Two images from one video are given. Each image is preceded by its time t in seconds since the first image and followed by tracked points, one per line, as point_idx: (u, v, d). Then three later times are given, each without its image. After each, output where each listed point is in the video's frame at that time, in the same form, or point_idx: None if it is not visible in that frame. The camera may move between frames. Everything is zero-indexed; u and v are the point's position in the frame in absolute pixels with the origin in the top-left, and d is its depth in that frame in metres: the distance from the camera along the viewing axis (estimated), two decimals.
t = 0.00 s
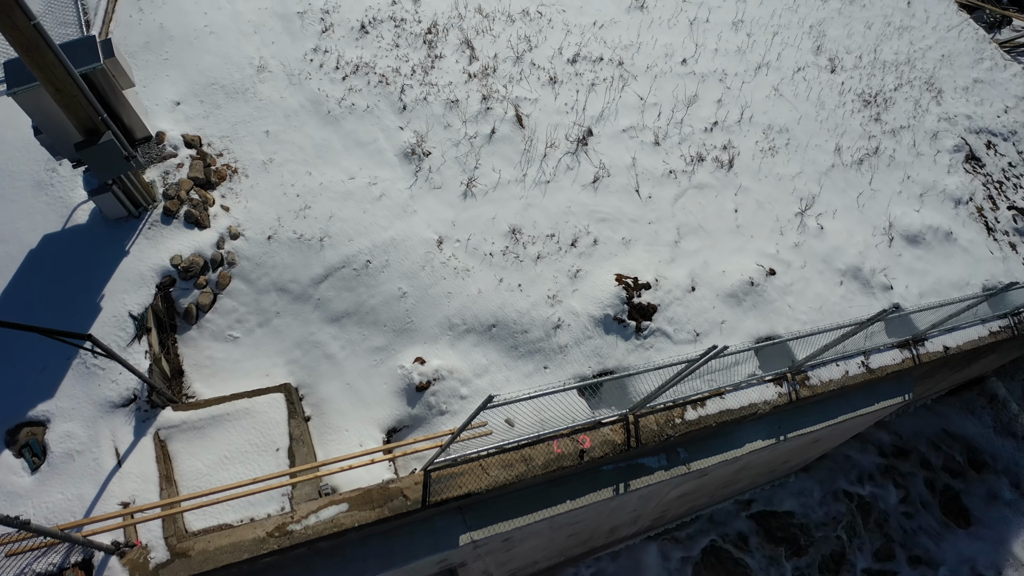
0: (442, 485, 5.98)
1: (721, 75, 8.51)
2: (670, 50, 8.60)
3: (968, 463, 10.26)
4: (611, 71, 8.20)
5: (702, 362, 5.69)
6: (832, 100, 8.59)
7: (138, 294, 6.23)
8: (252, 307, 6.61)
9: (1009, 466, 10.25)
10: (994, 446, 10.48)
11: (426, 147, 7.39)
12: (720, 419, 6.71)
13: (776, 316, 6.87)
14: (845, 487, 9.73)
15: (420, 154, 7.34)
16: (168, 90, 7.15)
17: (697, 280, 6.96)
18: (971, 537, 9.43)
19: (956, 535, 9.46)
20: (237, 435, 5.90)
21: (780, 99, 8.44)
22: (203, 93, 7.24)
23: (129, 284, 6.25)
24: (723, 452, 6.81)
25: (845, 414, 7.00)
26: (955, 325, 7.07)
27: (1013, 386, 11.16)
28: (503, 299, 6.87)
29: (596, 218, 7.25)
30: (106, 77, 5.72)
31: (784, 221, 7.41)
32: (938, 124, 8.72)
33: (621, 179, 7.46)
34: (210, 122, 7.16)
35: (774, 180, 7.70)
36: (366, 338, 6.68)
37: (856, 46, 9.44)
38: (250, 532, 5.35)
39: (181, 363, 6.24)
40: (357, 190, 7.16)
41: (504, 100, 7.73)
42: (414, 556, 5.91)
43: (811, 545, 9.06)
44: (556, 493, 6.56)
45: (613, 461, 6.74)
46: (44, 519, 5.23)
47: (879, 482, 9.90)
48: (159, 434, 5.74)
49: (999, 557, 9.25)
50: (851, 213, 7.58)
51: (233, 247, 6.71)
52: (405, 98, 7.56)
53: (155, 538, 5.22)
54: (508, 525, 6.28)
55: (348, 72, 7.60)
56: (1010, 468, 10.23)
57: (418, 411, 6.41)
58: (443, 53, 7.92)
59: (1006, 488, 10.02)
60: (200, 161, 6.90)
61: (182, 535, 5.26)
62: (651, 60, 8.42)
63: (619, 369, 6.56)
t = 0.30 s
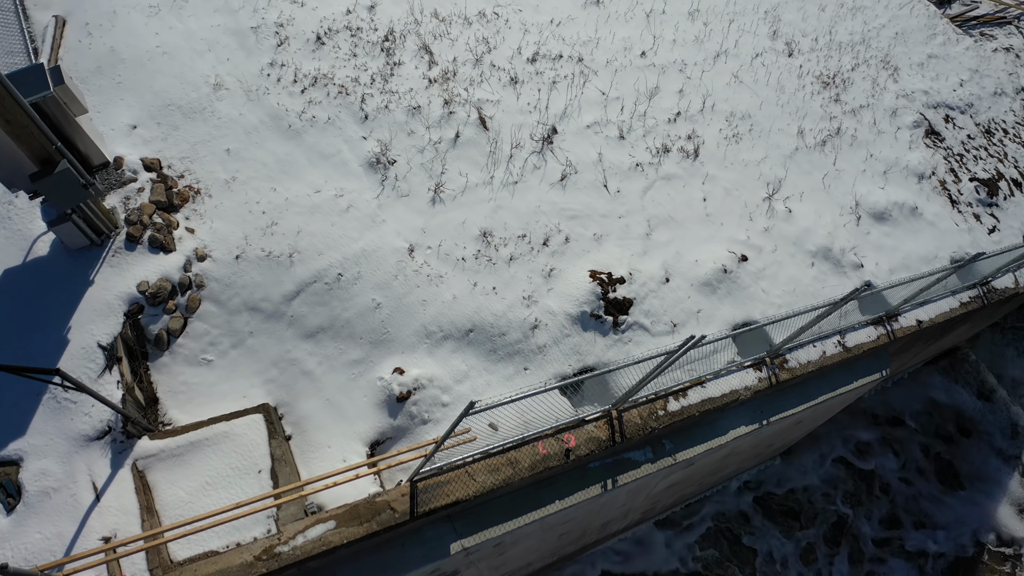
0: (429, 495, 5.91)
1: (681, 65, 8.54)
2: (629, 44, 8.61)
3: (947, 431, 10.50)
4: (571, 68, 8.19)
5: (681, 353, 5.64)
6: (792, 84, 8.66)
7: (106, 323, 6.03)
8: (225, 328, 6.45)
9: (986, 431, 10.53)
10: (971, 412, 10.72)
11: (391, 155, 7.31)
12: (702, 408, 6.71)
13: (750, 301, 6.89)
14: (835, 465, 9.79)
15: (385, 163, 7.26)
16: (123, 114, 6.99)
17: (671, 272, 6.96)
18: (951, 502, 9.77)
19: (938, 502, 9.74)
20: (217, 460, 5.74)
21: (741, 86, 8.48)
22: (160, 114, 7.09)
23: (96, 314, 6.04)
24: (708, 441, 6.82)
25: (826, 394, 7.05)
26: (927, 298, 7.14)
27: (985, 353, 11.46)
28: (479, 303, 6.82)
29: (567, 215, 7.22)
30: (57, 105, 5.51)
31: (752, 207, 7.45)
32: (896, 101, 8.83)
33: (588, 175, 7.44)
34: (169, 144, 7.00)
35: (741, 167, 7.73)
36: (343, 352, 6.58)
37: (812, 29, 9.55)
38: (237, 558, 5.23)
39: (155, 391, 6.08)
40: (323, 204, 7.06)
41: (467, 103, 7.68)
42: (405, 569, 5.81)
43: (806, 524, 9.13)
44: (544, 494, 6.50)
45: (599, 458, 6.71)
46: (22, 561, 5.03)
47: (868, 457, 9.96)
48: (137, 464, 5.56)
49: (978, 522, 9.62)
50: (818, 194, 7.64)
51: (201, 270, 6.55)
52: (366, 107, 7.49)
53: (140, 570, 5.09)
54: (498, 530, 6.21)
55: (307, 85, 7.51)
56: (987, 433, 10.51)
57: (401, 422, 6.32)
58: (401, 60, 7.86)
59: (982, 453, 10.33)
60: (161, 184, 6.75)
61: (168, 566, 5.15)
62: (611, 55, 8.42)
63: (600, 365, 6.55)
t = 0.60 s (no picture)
0: (417, 506, 5.75)
1: (642, 58, 8.54)
2: (588, 40, 8.60)
3: (929, 401, 10.67)
4: (532, 68, 8.16)
5: (660, 346, 5.61)
6: (752, 71, 8.70)
7: (74, 355, 5.83)
8: (198, 352, 6.27)
9: (965, 398, 10.74)
10: (950, 381, 10.92)
11: (357, 166, 7.23)
12: (684, 399, 6.71)
13: (725, 289, 6.91)
14: (823, 444, 9.94)
15: (351, 174, 7.18)
16: (79, 141, 6.81)
17: (644, 265, 6.96)
18: (939, 470, 9.93)
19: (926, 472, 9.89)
20: (198, 487, 5.58)
21: (702, 76, 8.51)
22: (117, 139, 6.93)
23: (63, 347, 5.83)
24: (692, 431, 6.82)
25: (805, 376, 7.08)
26: (897, 274, 7.20)
27: (961, 322, 11.63)
28: (454, 309, 6.76)
29: (537, 215, 7.19)
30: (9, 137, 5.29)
31: (721, 195, 7.47)
32: (856, 82, 8.92)
33: (557, 173, 7.41)
34: (128, 168, 6.84)
35: (707, 156, 7.75)
36: (320, 368, 6.44)
37: (768, 15, 9.62)
38: None
39: (130, 422, 5.88)
40: (290, 220, 6.95)
41: (430, 109, 7.62)
42: None
43: (800, 504, 9.26)
44: (533, 496, 6.43)
45: (585, 456, 6.66)
46: None
47: (853, 434, 10.13)
48: (116, 498, 5.40)
49: (964, 488, 9.82)
50: (785, 179, 7.68)
51: (169, 294, 6.38)
52: (328, 119, 7.40)
53: None
54: (489, 535, 6.13)
55: (267, 100, 7.41)
56: (965, 400, 10.73)
57: (384, 435, 6.20)
58: (361, 69, 7.78)
59: (964, 420, 10.52)
60: (123, 210, 6.56)
61: None
62: (571, 52, 8.41)
63: (580, 363, 6.52)
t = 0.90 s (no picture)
0: (407, 517, 5.64)
1: (607, 53, 8.54)
2: (552, 38, 8.58)
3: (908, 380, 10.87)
4: (498, 68, 8.11)
5: (642, 342, 5.57)
6: (717, 61, 8.73)
7: (46, 385, 5.60)
8: (175, 375, 6.13)
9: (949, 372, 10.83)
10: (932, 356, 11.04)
11: (327, 177, 7.15)
12: (668, 392, 6.71)
13: (703, 281, 6.91)
14: (807, 429, 10.18)
15: (321, 185, 7.09)
16: (40, 167, 6.61)
17: (622, 260, 6.94)
18: (922, 445, 10.19)
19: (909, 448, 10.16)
20: (183, 512, 5.39)
21: (668, 68, 8.53)
22: (80, 163, 6.76)
23: (34, 378, 5.60)
24: (678, 424, 6.82)
25: (787, 361, 7.11)
26: (872, 256, 7.26)
27: (940, 296, 11.73)
28: (433, 316, 6.70)
29: (512, 217, 7.15)
30: None
31: (693, 186, 7.47)
32: (820, 67, 8.98)
33: (529, 173, 7.38)
34: (93, 192, 6.67)
35: (678, 148, 7.76)
36: (301, 383, 6.34)
37: (730, 4, 9.66)
38: None
39: (110, 449, 5.72)
40: (262, 235, 6.85)
41: (397, 116, 7.55)
42: None
43: (784, 488, 9.48)
44: (523, 499, 6.35)
45: (573, 456, 6.62)
46: None
47: (838, 416, 10.37)
48: (99, 528, 5.18)
49: (949, 461, 10.01)
50: (756, 167, 7.71)
51: (142, 318, 6.23)
52: (295, 131, 7.31)
53: None
54: (481, 542, 6.02)
55: (231, 115, 7.30)
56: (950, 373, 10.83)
57: (369, 447, 6.10)
58: (325, 78, 7.69)
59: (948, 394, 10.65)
60: (90, 235, 6.38)
61: None
62: (536, 51, 8.38)
63: (563, 363, 6.49)
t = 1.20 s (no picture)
0: (397, 527, 5.56)
1: (574, 50, 8.53)
2: (518, 37, 8.55)
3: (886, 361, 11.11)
4: (465, 70, 8.07)
5: (624, 337, 5.54)
6: (683, 52, 8.75)
7: (20, 417, 5.48)
8: (153, 398, 6.01)
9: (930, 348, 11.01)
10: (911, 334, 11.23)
11: (297, 189, 7.06)
12: (653, 385, 6.69)
13: (681, 272, 6.91)
14: (793, 413, 10.38)
15: (292, 198, 7.00)
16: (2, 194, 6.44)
17: (599, 256, 6.92)
18: (907, 422, 10.42)
19: (894, 426, 10.39)
20: (168, 536, 5.26)
21: (635, 62, 8.53)
22: (44, 188, 6.60)
23: (7, 410, 5.47)
24: (664, 416, 6.81)
25: (769, 348, 7.13)
26: (846, 238, 7.31)
27: (917, 274, 11.89)
28: (413, 322, 6.62)
29: (487, 218, 7.10)
30: None
31: (667, 178, 7.48)
32: (785, 53, 9.03)
33: (501, 174, 7.34)
34: (58, 217, 6.53)
35: (649, 141, 7.76)
36: (283, 399, 6.22)
37: None
38: None
39: (90, 478, 5.60)
40: (235, 250, 6.74)
41: (366, 123, 7.48)
42: None
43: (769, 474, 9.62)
44: (514, 501, 6.28)
45: (562, 454, 6.57)
46: None
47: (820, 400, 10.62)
48: (83, 559, 5.07)
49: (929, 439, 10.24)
50: (727, 156, 7.73)
51: (116, 341, 6.10)
52: (263, 144, 7.21)
53: None
54: (474, 547, 5.94)
55: (196, 130, 7.19)
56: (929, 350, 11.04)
57: (355, 459, 6.01)
58: (291, 89, 7.61)
59: (927, 372, 10.93)
60: (57, 260, 6.24)
61: None
62: (502, 51, 8.34)
63: (546, 362, 6.45)
